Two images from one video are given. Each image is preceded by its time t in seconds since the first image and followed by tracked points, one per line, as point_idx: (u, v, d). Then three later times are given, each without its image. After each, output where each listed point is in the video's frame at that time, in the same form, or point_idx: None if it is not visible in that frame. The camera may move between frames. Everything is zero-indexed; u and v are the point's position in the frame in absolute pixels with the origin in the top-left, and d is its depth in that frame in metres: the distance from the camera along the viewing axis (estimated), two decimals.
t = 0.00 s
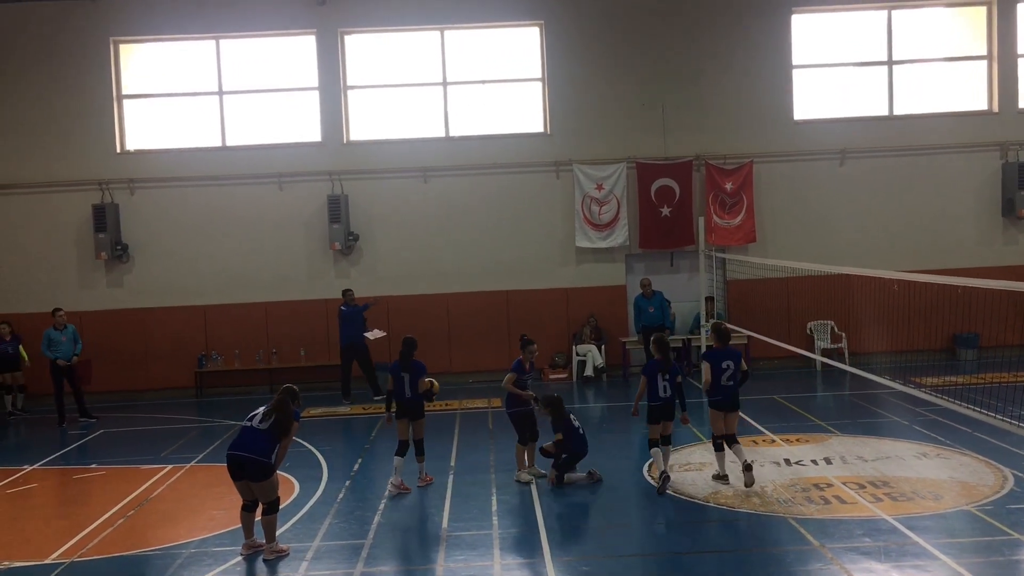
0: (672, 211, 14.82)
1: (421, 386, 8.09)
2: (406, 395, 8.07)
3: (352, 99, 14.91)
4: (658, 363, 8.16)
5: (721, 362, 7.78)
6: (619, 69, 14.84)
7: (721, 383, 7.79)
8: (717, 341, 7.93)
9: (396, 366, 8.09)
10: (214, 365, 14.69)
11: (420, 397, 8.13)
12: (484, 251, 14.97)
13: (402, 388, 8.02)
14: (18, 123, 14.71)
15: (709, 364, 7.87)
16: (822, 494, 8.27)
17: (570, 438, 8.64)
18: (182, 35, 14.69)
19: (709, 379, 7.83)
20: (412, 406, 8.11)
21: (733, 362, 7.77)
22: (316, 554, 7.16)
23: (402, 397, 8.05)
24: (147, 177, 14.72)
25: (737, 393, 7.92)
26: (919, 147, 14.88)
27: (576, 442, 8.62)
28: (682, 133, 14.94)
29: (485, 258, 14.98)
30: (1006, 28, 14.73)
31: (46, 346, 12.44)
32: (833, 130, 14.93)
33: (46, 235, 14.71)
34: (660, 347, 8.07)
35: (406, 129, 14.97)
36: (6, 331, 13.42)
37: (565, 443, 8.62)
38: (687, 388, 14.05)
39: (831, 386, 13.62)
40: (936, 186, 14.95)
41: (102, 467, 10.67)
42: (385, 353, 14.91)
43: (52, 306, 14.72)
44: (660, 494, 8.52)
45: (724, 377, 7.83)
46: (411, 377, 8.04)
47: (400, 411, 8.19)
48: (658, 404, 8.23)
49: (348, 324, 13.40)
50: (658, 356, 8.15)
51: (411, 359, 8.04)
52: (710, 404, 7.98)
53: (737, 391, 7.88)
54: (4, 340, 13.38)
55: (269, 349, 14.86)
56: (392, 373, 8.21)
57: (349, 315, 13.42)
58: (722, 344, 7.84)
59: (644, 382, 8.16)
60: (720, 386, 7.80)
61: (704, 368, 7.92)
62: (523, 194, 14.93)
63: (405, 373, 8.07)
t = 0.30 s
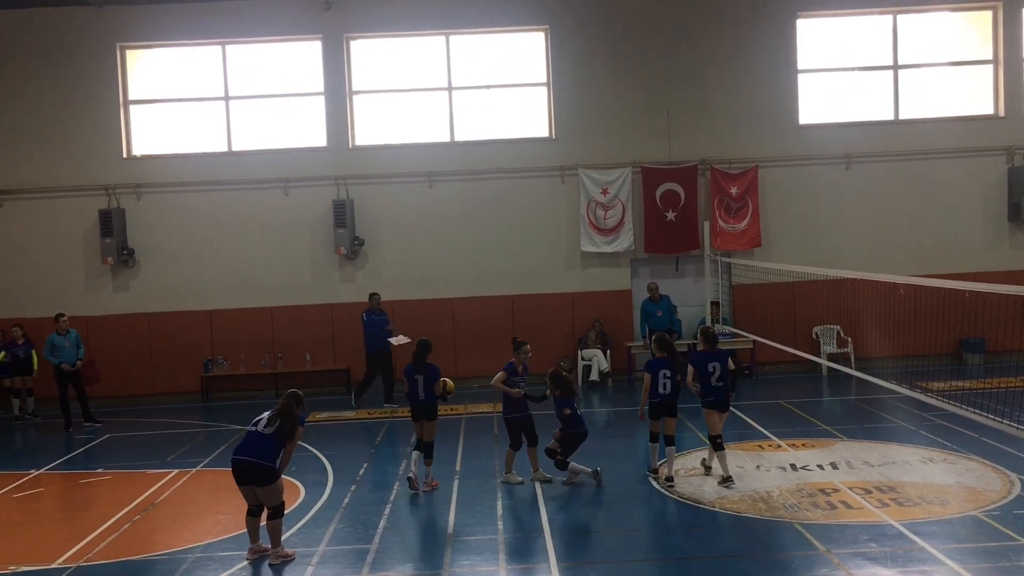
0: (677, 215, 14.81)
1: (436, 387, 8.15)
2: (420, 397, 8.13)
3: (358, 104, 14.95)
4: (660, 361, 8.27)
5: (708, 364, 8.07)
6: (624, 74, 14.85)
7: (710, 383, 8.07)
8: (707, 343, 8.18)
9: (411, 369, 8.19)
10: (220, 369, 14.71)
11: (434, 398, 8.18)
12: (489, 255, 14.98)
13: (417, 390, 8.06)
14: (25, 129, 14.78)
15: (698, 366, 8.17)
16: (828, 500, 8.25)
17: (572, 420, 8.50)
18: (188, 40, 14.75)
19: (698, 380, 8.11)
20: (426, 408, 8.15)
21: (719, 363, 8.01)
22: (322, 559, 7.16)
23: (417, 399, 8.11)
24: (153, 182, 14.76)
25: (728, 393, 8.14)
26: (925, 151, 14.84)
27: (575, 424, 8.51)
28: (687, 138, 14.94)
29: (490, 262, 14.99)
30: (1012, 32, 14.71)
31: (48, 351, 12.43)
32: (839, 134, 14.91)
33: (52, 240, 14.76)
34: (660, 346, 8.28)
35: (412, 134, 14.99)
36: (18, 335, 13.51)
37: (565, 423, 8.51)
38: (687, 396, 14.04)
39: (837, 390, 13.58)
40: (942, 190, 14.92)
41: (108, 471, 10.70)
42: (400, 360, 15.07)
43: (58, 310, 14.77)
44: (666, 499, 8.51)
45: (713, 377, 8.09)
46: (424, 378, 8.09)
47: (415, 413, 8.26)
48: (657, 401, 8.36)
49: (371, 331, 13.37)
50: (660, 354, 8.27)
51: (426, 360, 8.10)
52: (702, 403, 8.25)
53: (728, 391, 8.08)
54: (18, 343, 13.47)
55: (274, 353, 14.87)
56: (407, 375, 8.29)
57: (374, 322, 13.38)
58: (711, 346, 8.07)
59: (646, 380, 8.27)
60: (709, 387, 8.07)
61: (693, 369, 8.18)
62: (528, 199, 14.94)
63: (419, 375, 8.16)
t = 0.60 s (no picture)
0: (682, 216, 14.80)
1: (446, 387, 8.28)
2: (431, 396, 8.23)
3: (362, 105, 14.96)
4: (655, 360, 8.54)
5: (699, 361, 8.59)
6: (628, 75, 14.84)
7: (700, 380, 8.65)
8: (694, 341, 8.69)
9: (421, 368, 8.27)
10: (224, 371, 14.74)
11: (444, 396, 8.30)
12: (494, 256, 14.98)
13: (427, 390, 8.15)
14: (31, 130, 14.81)
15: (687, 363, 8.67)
16: (834, 501, 8.24)
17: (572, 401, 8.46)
18: (193, 42, 14.77)
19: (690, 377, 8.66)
20: (438, 407, 8.24)
21: (710, 359, 8.58)
22: (327, 560, 7.17)
23: (428, 398, 8.21)
24: (158, 184, 14.79)
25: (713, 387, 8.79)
26: (929, 151, 14.82)
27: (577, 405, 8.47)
28: (691, 139, 14.94)
29: (494, 264, 14.99)
30: (1016, 33, 14.70)
31: (51, 353, 12.36)
32: (844, 135, 14.90)
33: (57, 242, 14.80)
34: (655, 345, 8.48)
35: (416, 136, 15.00)
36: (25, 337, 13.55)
37: (564, 403, 8.46)
38: (682, 397, 14.04)
39: (842, 392, 13.57)
40: (947, 190, 14.89)
41: (113, 472, 10.72)
42: (411, 365, 15.09)
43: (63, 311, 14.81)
44: (672, 501, 8.50)
45: (702, 374, 8.66)
46: (435, 378, 8.18)
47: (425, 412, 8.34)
48: (655, 399, 8.61)
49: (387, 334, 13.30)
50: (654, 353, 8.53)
51: (436, 361, 8.18)
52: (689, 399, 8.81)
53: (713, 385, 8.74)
54: (25, 344, 13.49)
55: (279, 354, 14.89)
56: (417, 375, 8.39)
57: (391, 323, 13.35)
58: (702, 344, 8.66)
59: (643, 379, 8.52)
60: (699, 383, 8.68)
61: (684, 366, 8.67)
62: (532, 200, 14.94)
63: (429, 374, 8.23)
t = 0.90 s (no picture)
0: (683, 215, 14.80)
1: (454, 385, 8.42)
2: (438, 392, 8.46)
3: (364, 104, 14.95)
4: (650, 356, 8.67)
5: (690, 357, 8.65)
6: (629, 74, 14.83)
7: (690, 375, 8.71)
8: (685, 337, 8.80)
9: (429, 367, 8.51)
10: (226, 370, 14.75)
11: (451, 395, 8.48)
12: (496, 255, 14.98)
13: (435, 387, 8.39)
14: (33, 129, 14.81)
15: (678, 359, 8.76)
16: (835, 500, 8.23)
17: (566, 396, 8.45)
18: (194, 41, 14.77)
19: (681, 372, 8.73)
20: (446, 403, 8.47)
21: (700, 357, 8.63)
22: (328, 559, 7.16)
23: (435, 396, 8.42)
24: (160, 183, 14.79)
25: (702, 384, 8.85)
26: (931, 150, 14.80)
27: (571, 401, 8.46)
28: (692, 138, 14.93)
29: (495, 263, 14.99)
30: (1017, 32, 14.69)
31: (53, 352, 12.34)
32: (845, 134, 14.88)
33: (58, 241, 14.80)
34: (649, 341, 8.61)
35: (418, 134, 15.00)
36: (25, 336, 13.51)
37: (558, 399, 8.49)
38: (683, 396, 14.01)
39: (844, 391, 13.55)
40: (949, 189, 14.88)
41: (114, 471, 10.72)
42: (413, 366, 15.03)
43: (65, 310, 14.80)
44: (673, 500, 8.49)
45: (692, 370, 8.72)
46: (442, 376, 8.38)
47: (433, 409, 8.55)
48: (651, 394, 8.70)
49: (400, 336, 12.93)
50: (649, 350, 8.61)
51: (444, 360, 8.33)
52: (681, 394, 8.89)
53: (703, 381, 8.79)
54: (25, 343, 13.43)
55: (280, 353, 14.89)
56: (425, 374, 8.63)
57: (404, 325, 13.04)
58: (693, 340, 8.72)
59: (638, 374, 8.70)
60: (689, 378, 8.74)
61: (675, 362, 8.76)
62: (534, 199, 14.93)
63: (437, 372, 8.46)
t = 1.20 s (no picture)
0: (685, 217, 14.80)
1: (462, 381, 8.85)
2: (448, 389, 8.84)
3: (366, 105, 14.96)
4: (647, 350, 9.17)
5: (680, 352, 9.28)
6: (632, 75, 14.84)
7: (681, 370, 9.36)
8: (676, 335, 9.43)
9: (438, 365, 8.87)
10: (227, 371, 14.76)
11: (460, 391, 8.89)
12: (498, 256, 14.99)
13: (444, 384, 8.79)
14: (35, 130, 14.83)
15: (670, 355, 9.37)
16: (837, 502, 8.23)
17: (562, 394, 8.51)
18: (197, 42, 14.79)
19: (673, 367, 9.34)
20: (453, 399, 8.85)
21: (691, 352, 9.25)
22: (329, 560, 7.17)
23: (445, 392, 8.82)
24: (162, 184, 14.80)
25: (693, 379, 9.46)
26: (933, 152, 14.80)
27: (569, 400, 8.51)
28: (695, 139, 14.93)
29: (497, 264, 14.99)
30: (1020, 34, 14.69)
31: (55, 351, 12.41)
32: (847, 136, 14.88)
33: (61, 242, 14.82)
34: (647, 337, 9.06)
35: (420, 136, 15.01)
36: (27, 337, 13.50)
37: (553, 396, 8.55)
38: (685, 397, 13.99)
39: (846, 393, 13.54)
40: (951, 191, 14.87)
41: (116, 471, 10.73)
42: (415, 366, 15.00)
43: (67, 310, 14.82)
44: (674, 501, 8.50)
45: (683, 365, 9.35)
46: (451, 373, 8.79)
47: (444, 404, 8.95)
48: (645, 386, 9.21)
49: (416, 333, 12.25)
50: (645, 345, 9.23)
51: (451, 357, 8.73)
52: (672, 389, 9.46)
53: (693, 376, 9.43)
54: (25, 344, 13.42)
55: (282, 354, 14.90)
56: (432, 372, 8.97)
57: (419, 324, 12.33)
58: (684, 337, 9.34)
59: (635, 369, 9.18)
60: (680, 373, 9.36)
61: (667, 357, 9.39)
62: (536, 200, 14.93)
63: (446, 370, 8.82)
